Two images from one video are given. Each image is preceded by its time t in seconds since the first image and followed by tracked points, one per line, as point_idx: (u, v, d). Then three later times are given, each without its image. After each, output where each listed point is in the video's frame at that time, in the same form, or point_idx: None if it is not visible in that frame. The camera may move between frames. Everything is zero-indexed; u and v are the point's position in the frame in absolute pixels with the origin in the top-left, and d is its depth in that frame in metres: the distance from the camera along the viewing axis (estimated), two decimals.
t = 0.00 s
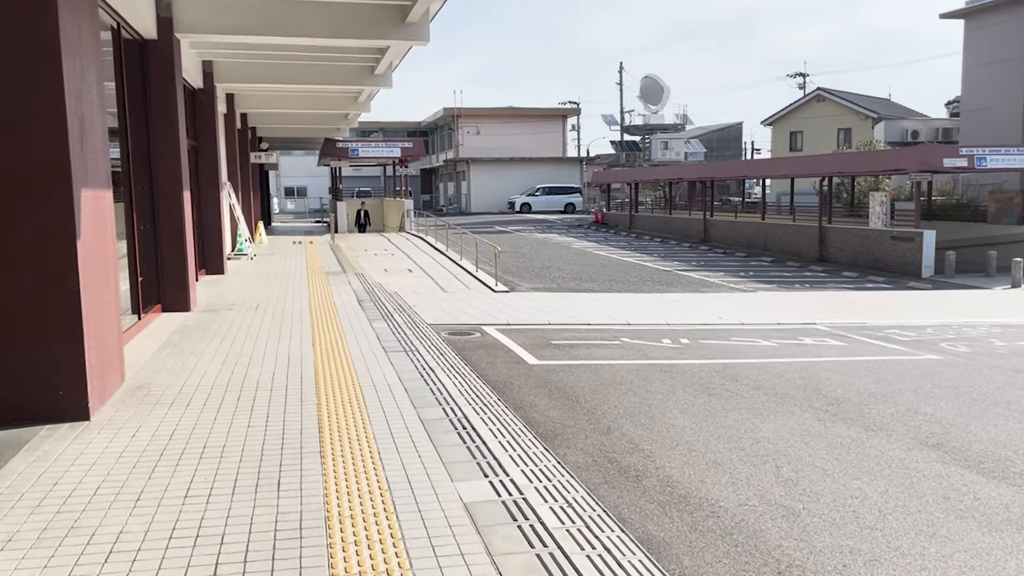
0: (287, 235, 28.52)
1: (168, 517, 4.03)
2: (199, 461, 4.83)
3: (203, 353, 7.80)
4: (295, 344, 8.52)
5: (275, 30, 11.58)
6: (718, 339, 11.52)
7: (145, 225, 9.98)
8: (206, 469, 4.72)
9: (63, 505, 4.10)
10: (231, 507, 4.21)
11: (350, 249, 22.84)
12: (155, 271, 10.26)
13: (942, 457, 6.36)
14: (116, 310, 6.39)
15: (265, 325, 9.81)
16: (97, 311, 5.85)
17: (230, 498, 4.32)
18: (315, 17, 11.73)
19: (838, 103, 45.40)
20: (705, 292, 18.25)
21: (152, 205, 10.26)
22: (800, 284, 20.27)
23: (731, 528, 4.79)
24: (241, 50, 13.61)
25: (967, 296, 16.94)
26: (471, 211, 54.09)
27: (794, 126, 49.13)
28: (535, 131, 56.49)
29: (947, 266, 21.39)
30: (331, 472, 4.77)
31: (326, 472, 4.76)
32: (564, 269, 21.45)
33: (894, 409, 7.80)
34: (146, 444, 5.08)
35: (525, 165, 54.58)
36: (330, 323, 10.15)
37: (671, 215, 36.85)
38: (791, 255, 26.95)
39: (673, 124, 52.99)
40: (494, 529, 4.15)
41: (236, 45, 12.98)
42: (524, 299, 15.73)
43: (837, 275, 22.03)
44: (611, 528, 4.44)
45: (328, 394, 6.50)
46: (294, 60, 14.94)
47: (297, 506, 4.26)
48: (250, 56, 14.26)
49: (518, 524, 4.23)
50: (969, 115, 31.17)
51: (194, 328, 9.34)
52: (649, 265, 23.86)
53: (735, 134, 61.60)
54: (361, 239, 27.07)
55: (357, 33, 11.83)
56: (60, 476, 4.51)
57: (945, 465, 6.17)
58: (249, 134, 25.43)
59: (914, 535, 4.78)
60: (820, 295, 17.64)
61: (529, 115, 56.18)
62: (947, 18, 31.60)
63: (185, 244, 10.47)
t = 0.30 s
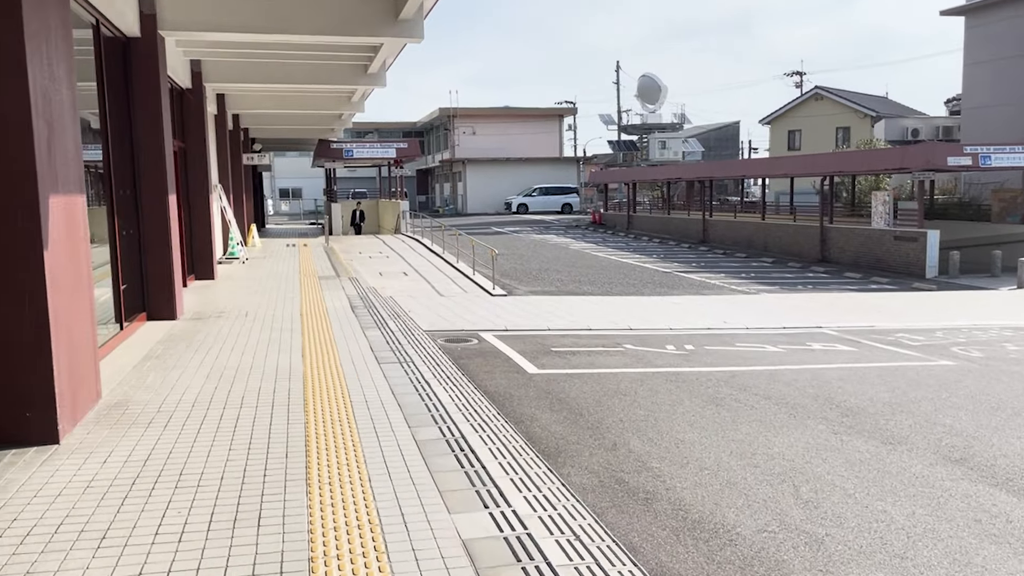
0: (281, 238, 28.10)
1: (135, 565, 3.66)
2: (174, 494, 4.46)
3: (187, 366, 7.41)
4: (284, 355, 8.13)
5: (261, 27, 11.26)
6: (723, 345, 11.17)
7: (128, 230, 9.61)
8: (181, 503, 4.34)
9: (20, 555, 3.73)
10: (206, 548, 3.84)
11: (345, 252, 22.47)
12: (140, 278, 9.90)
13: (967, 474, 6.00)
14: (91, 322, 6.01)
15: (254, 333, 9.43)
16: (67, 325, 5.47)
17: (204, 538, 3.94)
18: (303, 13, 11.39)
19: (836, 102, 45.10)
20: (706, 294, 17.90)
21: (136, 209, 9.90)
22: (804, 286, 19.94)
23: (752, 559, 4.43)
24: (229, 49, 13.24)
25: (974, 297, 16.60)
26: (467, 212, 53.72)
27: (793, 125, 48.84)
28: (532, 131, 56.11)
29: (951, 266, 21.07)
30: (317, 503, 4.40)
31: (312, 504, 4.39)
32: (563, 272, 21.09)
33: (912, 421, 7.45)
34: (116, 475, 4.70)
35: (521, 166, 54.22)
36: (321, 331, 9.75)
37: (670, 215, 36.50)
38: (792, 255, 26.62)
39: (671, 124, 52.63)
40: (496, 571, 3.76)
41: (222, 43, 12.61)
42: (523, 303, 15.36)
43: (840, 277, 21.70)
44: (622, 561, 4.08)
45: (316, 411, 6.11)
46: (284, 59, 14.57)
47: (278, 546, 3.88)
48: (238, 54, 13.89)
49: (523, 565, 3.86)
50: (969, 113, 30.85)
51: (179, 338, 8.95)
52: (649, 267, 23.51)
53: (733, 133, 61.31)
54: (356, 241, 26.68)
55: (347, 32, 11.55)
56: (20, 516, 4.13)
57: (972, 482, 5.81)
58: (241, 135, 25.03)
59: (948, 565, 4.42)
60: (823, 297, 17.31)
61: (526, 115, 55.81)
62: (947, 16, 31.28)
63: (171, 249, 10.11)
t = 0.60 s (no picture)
0: (273, 242, 27.72)
1: None
2: (148, 522, 4.11)
3: (170, 377, 7.04)
4: (273, 364, 7.77)
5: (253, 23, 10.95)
6: (727, 350, 10.86)
7: (112, 235, 9.27)
8: (156, 532, 3.98)
9: None
10: None
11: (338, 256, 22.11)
12: (124, 285, 9.56)
13: (993, 489, 5.68)
14: (65, 333, 5.66)
15: (242, 341, 9.08)
16: (38, 336, 5.11)
17: (180, 571, 3.59)
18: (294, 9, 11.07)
19: (832, 103, 44.91)
20: (706, 298, 17.60)
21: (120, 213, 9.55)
22: (804, 289, 19.67)
23: None
24: (218, 47, 12.91)
25: (978, 299, 16.32)
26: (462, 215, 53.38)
27: (788, 126, 48.65)
28: (526, 134, 55.81)
29: (953, 268, 20.81)
30: (304, 532, 4.04)
31: (298, 532, 4.04)
32: (560, 275, 20.76)
33: (930, 431, 7.13)
34: (88, 501, 4.35)
35: (516, 168, 53.91)
36: (312, 338, 9.39)
37: (666, 217, 36.22)
38: (790, 258, 26.35)
39: (666, 125, 52.35)
40: None
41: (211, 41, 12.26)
42: (519, 307, 15.03)
43: (840, 279, 21.43)
44: None
45: (305, 426, 5.74)
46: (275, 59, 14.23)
47: None
48: (228, 53, 13.55)
49: None
50: (967, 114, 30.63)
51: (163, 346, 8.60)
52: (646, 270, 23.21)
53: (728, 135, 61.11)
54: (350, 244, 26.31)
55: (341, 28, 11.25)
56: None
57: (1000, 498, 5.50)
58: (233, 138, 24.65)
59: None
60: (825, 300, 17.02)
61: (520, 117, 55.50)
62: (944, 16, 31.06)
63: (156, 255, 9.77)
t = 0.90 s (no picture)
0: (264, 248, 27.33)
1: None
2: (118, 565, 3.74)
3: (151, 395, 6.67)
4: (260, 379, 7.41)
5: (236, 25, 10.61)
6: (731, 360, 10.56)
7: (93, 244, 8.93)
8: None
9: None
10: None
11: (330, 262, 21.75)
12: (106, 296, 9.23)
13: None
14: (37, 352, 5.28)
15: (230, 353, 8.71)
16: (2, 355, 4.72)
17: None
18: (281, 9, 10.76)
19: (825, 107, 44.78)
20: (704, 304, 17.32)
21: (101, 221, 9.19)
22: (804, 295, 19.39)
23: None
24: (207, 49, 12.59)
25: (981, 306, 16.07)
26: (455, 220, 53.07)
27: (782, 130, 48.52)
28: (519, 138, 55.53)
29: (953, 274, 20.58)
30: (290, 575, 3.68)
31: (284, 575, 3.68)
32: (556, 281, 20.48)
33: (950, 449, 6.82)
34: (54, 540, 3.99)
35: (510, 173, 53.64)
36: (302, 350, 9.04)
37: (661, 221, 35.96)
38: (787, 262, 26.11)
39: (661, 129, 52.10)
40: None
41: (197, 41, 11.91)
42: (515, 315, 14.70)
43: (840, 285, 21.18)
44: None
45: (293, 450, 5.39)
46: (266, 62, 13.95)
47: None
48: (216, 55, 13.26)
49: None
50: (963, 117, 30.47)
51: (145, 360, 8.23)
52: (643, 276, 22.92)
53: (721, 139, 60.97)
54: (343, 251, 25.95)
55: (329, 30, 10.98)
56: None
57: None
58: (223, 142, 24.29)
59: None
60: (826, 307, 16.75)
61: (513, 121, 55.24)
62: (939, 19, 30.91)
63: (140, 264, 9.41)
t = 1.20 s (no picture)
0: (252, 252, 26.91)
1: None
2: None
3: (125, 408, 6.30)
4: (243, 390, 7.04)
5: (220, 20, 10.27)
6: (732, 367, 10.23)
7: (68, 248, 8.57)
8: None
9: None
10: None
11: (320, 267, 21.36)
12: (82, 302, 8.87)
13: None
14: None
15: (211, 362, 8.34)
16: None
17: None
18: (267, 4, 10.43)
19: (818, 110, 44.64)
20: (701, 308, 17.03)
21: (77, 224, 8.83)
22: (802, 299, 19.12)
23: None
24: (191, 46, 12.23)
25: (983, 309, 15.81)
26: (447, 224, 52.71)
27: (774, 133, 48.38)
28: (511, 141, 55.22)
29: (952, 277, 20.34)
30: None
31: None
32: (550, 285, 20.16)
33: (968, 461, 6.49)
34: (7, 573, 3.63)
35: (501, 176, 53.34)
36: (288, 358, 8.66)
37: (655, 225, 35.67)
38: (783, 266, 25.86)
39: (654, 133, 51.86)
40: None
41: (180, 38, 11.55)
42: (509, 320, 14.36)
43: (837, 289, 20.92)
44: None
45: (275, 468, 5.04)
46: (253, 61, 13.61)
47: None
48: (201, 53, 12.89)
49: None
50: (957, 120, 30.30)
51: (122, 369, 7.87)
52: (638, 280, 22.62)
53: (712, 143, 60.83)
54: (333, 255, 25.56)
55: (317, 26, 10.66)
56: None
57: None
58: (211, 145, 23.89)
59: None
60: (825, 311, 16.46)
61: (505, 125, 54.94)
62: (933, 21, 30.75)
63: (118, 269, 9.06)
